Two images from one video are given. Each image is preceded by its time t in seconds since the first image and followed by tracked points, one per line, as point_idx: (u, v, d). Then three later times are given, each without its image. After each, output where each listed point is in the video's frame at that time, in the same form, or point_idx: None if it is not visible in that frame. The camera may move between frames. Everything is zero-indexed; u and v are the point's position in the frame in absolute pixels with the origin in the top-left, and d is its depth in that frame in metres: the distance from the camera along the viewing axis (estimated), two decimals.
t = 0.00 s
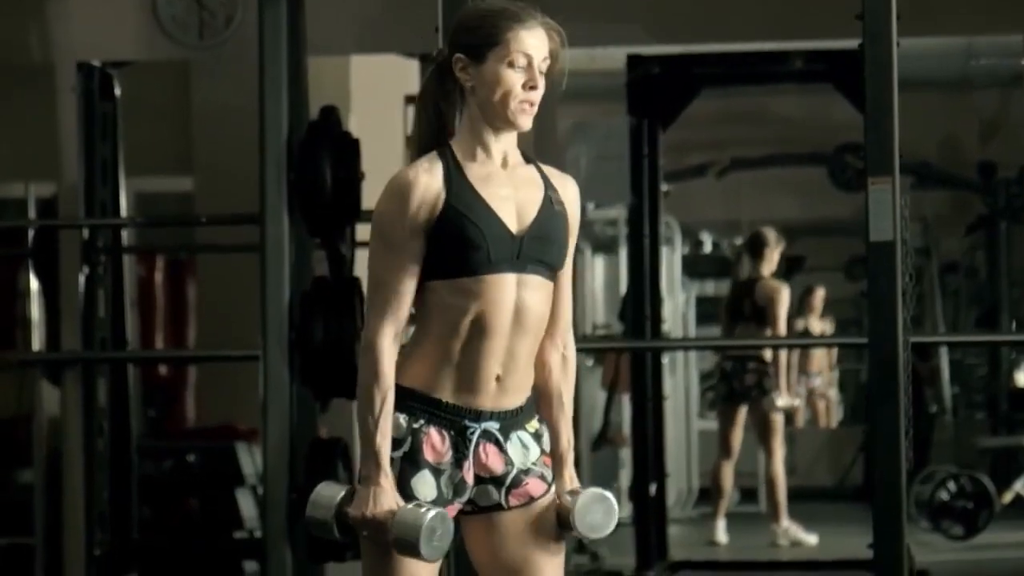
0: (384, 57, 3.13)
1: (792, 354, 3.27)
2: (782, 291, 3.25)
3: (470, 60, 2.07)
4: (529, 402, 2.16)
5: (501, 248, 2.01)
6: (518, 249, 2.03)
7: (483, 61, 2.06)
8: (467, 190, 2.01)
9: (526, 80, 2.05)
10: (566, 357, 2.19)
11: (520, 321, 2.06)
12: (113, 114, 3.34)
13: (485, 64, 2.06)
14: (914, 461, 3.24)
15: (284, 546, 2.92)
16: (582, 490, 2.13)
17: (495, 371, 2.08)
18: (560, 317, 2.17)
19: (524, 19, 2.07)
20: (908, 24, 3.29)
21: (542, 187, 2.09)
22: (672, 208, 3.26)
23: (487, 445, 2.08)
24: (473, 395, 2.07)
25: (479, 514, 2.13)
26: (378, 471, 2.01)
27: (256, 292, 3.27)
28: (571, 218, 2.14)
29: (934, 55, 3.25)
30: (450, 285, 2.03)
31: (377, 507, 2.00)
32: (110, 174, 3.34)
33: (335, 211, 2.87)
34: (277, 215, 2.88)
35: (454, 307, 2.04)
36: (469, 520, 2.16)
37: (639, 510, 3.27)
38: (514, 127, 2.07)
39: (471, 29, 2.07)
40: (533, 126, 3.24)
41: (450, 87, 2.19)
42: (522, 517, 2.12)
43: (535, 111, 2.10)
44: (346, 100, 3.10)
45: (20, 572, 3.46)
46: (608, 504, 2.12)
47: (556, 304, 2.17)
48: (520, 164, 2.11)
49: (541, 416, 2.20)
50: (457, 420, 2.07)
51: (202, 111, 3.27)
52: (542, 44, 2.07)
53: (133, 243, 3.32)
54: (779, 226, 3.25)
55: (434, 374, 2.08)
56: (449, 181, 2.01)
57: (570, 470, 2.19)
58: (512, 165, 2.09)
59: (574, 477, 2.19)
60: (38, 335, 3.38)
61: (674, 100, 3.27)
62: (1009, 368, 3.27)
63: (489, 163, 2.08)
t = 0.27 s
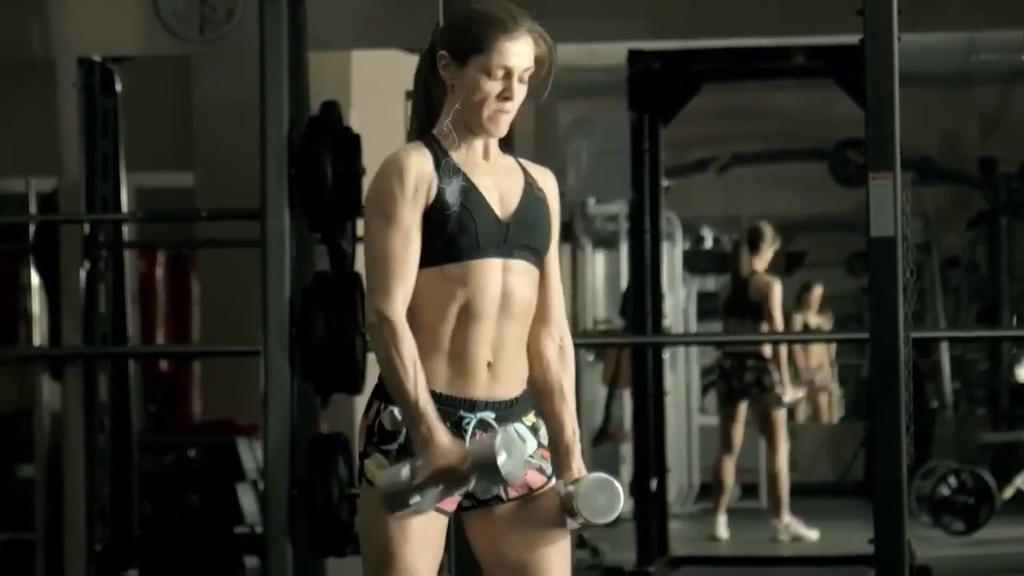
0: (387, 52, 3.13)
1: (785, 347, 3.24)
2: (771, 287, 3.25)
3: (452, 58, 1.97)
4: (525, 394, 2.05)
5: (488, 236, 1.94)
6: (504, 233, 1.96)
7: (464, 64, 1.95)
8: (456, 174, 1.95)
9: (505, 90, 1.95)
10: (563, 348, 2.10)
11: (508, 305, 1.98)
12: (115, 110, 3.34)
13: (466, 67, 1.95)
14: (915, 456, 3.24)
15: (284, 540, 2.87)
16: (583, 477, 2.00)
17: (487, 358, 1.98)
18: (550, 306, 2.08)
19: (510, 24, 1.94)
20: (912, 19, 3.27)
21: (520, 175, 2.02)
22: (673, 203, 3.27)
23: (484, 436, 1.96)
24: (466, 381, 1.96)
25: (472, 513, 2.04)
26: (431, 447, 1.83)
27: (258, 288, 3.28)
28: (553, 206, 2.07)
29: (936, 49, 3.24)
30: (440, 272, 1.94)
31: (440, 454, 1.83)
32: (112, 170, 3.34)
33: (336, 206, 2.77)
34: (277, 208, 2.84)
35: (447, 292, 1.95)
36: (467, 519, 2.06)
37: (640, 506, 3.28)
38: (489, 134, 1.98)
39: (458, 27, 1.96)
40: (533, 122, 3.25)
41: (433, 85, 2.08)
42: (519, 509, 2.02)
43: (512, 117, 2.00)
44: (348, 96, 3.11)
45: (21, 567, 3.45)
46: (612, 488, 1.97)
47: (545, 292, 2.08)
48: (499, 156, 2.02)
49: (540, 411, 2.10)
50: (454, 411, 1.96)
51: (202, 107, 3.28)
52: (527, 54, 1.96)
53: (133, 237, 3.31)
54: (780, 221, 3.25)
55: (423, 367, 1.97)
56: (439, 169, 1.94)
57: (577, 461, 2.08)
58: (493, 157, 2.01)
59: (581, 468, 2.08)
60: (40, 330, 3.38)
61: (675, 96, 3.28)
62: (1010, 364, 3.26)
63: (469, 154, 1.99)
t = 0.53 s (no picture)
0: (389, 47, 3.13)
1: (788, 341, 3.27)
2: (769, 276, 3.24)
3: (433, 58, 1.98)
4: (530, 385, 2.03)
5: (465, 226, 1.96)
6: (480, 221, 1.97)
7: (443, 67, 1.97)
8: (421, 168, 2.00)
9: (483, 94, 1.97)
10: (562, 330, 2.09)
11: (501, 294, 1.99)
12: (116, 103, 3.33)
13: (447, 70, 1.97)
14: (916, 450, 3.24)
15: (287, 536, 2.89)
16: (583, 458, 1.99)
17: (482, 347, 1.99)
18: (545, 291, 2.06)
19: (492, 31, 1.95)
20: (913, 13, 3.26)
21: (498, 161, 2.06)
22: (674, 196, 3.27)
23: (488, 427, 1.96)
24: (464, 374, 1.98)
25: (478, 506, 2.03)
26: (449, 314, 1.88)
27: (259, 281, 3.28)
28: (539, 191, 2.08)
29: (937, 43, 3.24)
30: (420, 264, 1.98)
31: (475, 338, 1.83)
32: (113, 164, 3.34)
33: (337, 200, 2.71)
34: (277, 202, 2.84)
35: (436, 281, 1.97)
36: (476, 513, 2.05)
37: (640, 499, 3.29)
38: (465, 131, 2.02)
39: (442, 30, 1.97)
40: (535, 116, 3.27)
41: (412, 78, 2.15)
42: (529, 507, 2.00)
43: (488, 117, 2.03)
44: (348, 90, 3.10)
45: (22, 562, 3.45)
46: (610, 471, 1.96)
47: (540, 278, 2.06)
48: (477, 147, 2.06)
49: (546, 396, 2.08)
50: (457, 403, 1.96)
51: (204, 101, 3.27)
52: (509, 60, 1.97)
53: (133, 232, 3.31)
54: (781, 215, 3.25)
55: (421, 362, 1.99)
56: (408, 160, 2.00)
57: (581, 442, 2.07)
58: (466, 148, 2.05)
59: (585, 448, 2.07)
60: (40, 324, 3.39)
61: (676, 90, 3.27)
62: (1011, 358, 3.26)
63: (440, 150, 2.03)
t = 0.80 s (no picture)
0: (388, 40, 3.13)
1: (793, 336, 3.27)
2: (784, 274, 3.26)
3: (459, 46, 1.96)
4: (535, 384, 2.04)
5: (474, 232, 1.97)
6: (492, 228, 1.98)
7: (470, 53, 1.95)
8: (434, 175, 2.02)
9: (512, 80, 1.96)
10: (574, 328, 2.09)
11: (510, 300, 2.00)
12: (117, 97, 3.33)
13: (473, 57, 1.95)
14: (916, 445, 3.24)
15: (287, 529, 2.87)
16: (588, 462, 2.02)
17: (490, 352, 1.99)
18: (558, 290, 2.07)
19: (516, 14, 1.95)
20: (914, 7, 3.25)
21: (519, 161, 2.04)
22: (675, 191, 3.25)
23: (489, 427, 1.97)
24: (472, 376, 1.98)
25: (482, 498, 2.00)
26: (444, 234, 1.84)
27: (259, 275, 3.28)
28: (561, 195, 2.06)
29: (938, 38, 3.23)
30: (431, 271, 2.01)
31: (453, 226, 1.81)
32: (114, 158, 3.34)
33: (339, 192, 2.74)
34: (278, 197, 2.83)
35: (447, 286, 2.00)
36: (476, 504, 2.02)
37: (641, 495, 3.28)
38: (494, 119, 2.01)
39: (467, 17, 1.96)
40: (536, 111, 3.26)
41: (433, 67, 2.11)
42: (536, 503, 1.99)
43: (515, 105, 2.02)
44: (349, 86, 3.11)
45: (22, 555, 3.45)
46: (612, 474, 1.99)
47: (556, 275, 2.07)
48: (498, 145, 2.06)
49: (553, 391, 2.10)
50: (459, 403, 1.97)
51: (205, 95, 3.26)
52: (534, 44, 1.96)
53: (133, 227, 3.31)
54: (782, 209, 3.25)
55: (429, 362, 2.00)
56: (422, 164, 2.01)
57: (584, 440, 2.09)
58: (484, 151, 2.06)
59: (587, 449, 2.08)
60: (39, 318, 3.39)
61: (677, 85, 3.26)
62: (1011, 353, 3.26)
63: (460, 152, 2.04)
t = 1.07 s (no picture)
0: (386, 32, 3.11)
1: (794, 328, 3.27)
2: (783, 264, 3.26)
3: (465, 35, 1.89)
4: (539, 376, 1.96)
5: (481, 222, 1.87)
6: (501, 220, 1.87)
7: (477, 41, 1.88)
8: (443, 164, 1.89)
9: (521, 68, 1.88)
10: (578, 325, 1.98)
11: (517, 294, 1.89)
12: (117, 89, 3.32)
13: (481, 44, 1.87)
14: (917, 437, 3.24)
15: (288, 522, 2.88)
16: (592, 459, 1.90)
17: (495, 344, 1.91)
18: (563, 285, 1.95)
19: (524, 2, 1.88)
20: None
21: (529, 156, 1.93)
22: (676, 184, 3.26)
23: (492, 418, 1.88)
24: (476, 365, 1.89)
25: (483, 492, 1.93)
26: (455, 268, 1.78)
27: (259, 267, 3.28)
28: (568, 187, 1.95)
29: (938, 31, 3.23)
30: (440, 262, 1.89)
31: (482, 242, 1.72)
32: (114, 151, 3.34)
33: (339, 185, 2.73)
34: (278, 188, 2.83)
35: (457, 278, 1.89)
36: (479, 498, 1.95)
37: (641, 487, 3.29)
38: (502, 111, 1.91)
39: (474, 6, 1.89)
40: (536, 103, 3.25)
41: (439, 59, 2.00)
42: (539, 496, 1.91)
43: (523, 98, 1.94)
44: (349, 79, 3.11)
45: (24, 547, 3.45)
46: (619, 471, 1.86)
47: (560, 272, 1.95)
48: (507, 138, 1.95)
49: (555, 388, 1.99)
50: (461, 392, 1.89)
51: (206, 88, 3.25)
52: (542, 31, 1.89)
53: (133, 219, 3.31)
54: (783, 201, 3.25)
55: (432, 354, 1.91)
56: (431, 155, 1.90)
57: (587, 438, 1.98)
58: (495, 140, 1.94)
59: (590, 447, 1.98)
60: (39, 310, 3.39)
61: (678, 77, 3.26)
62: (1012, 345, 3.27)
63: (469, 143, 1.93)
